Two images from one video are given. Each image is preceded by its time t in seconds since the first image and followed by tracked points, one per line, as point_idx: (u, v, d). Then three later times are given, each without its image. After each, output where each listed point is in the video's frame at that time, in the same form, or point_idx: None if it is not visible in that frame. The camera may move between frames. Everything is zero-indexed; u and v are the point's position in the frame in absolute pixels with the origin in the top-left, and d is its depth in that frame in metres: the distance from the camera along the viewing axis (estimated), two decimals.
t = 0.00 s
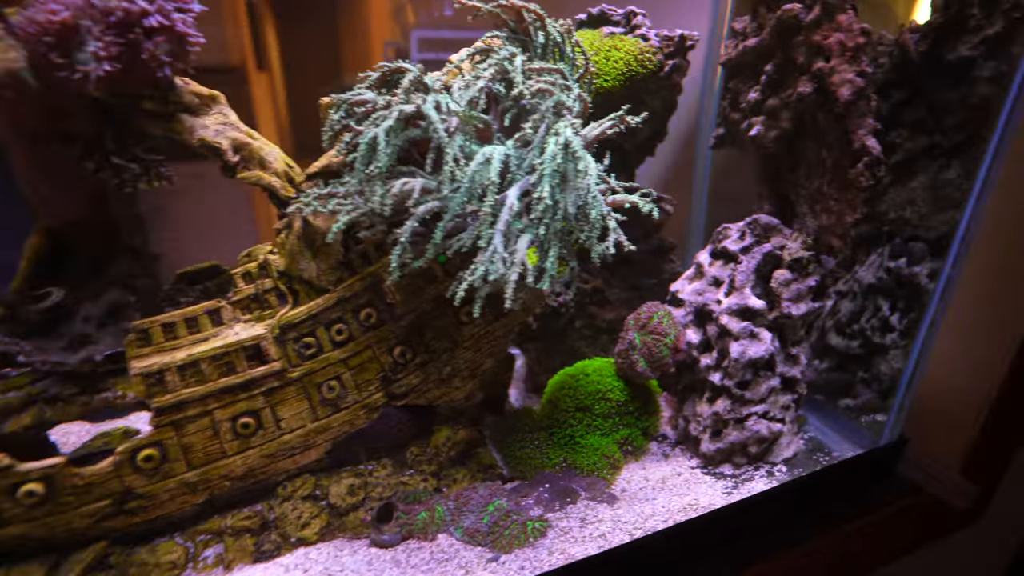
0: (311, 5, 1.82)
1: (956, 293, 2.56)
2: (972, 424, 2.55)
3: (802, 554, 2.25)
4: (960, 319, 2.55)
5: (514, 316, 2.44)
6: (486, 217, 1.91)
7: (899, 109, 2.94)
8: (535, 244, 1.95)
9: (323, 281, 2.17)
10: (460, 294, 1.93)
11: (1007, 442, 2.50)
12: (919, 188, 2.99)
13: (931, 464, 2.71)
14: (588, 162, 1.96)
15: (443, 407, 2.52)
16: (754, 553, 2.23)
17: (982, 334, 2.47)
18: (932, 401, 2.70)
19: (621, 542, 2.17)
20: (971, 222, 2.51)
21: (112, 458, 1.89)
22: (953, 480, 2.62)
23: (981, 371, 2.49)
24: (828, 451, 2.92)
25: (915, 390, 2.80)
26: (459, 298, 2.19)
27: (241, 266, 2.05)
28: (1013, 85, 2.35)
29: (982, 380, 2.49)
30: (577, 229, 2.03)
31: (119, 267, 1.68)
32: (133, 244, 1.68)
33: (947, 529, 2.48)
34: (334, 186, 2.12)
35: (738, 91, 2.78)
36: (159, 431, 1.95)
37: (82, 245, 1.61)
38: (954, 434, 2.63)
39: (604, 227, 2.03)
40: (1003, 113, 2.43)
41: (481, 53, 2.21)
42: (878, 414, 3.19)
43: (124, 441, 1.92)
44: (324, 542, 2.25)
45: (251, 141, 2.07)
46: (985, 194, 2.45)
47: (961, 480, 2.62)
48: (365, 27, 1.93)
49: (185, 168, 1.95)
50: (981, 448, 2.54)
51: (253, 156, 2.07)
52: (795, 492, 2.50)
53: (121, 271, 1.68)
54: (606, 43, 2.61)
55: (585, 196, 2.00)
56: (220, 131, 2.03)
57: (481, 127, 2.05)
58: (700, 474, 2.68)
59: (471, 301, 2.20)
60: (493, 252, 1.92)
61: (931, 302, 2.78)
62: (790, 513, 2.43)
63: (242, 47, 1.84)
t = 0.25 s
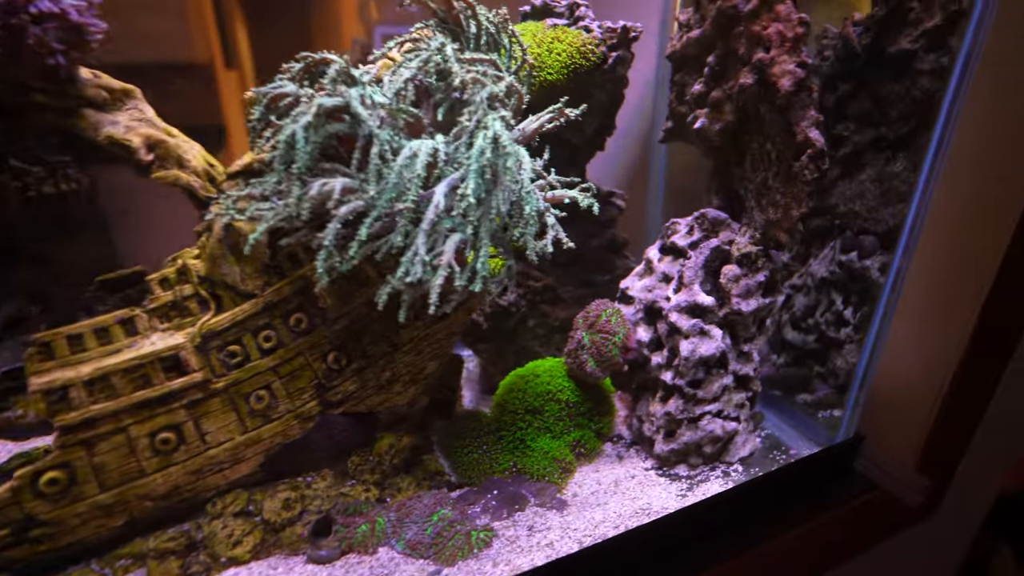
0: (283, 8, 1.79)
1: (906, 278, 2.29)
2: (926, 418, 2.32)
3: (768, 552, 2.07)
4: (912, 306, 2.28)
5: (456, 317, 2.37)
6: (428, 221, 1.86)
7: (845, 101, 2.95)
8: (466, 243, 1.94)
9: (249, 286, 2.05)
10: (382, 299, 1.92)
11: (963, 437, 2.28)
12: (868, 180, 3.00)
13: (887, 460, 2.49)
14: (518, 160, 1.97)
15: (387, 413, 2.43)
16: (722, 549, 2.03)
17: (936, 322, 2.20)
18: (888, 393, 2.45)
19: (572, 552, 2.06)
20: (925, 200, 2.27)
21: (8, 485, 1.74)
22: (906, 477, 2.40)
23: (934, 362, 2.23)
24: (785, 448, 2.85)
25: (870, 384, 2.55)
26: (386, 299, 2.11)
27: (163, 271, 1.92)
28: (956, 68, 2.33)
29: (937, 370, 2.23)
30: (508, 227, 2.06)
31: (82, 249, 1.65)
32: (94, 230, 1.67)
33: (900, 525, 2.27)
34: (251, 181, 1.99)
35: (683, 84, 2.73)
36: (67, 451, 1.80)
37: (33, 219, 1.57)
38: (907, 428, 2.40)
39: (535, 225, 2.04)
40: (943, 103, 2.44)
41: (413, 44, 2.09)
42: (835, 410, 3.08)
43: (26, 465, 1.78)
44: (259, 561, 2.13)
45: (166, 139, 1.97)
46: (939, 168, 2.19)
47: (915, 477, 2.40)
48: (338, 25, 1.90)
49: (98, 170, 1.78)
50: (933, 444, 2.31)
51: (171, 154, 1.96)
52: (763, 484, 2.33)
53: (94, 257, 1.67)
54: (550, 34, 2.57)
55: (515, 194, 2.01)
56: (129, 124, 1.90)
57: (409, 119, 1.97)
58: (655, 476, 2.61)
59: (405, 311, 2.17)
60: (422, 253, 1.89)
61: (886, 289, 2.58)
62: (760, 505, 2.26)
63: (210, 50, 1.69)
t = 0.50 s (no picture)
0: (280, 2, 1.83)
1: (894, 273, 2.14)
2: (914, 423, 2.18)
3: (750, 559, 1.92)
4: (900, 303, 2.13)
5: (422, 314, 2.31)
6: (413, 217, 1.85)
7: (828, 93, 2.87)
8: (424, 238, 1.90)
9: (202, 282, 1.98)
10: (329, 291, 1.85)
11: (953, 446, 2.11)
12: (852, 175, 2.91)
13: (876, 466, 2.35)
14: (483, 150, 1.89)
15: (353, 414, 2.37)
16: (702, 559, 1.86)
17: (925, 323, 2.05)
18: (877, 395, 2.31)
19: (540, 560, 2.00)
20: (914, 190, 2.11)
21: None
22: (895, 484, 2.25)
23: (923, 363, 2.08)
24: (768, 452, 2.78)
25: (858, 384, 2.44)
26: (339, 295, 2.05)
27: (111, 266, 1.83)
28: (944, 51, 2.20)
29: (926, 371, 2.08)
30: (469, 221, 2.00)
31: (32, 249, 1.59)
32: (83, 223, 1.72)
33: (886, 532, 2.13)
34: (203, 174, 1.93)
35: (659, 75, 2.64)
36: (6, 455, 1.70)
37: (22, 215, 1.55)
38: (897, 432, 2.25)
39: (497, 220, 1.98)
40: (933, 89, 2.31)
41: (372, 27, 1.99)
42: (821, 412, 2.91)
43: None
44: (217, 567, 2.03)
45: (113, 129, 1.88)
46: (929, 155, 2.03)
47: (904, 484, 2.26)
48: None
49: (50, 163, 1.69)
50: (924, 451, 2.15)
51: (121, 145, 1.89)
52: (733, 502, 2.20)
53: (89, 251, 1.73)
54: (520, 23, 2.54)
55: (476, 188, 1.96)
56: (70, 115, 1.80)
57: (367, 108, 1.92)
58: (631, 480, 2.53)
59: (369, 308, 2.13)
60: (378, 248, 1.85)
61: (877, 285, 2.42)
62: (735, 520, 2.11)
63: (205, 47, 1.74)
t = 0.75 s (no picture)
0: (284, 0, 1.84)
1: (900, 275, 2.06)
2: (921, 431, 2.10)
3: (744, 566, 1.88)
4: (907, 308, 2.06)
5: (408, 311, 2.27)
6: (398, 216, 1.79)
7: (830, 88, 2.80)
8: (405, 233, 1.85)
9: (181, 277, 1.95)
10: (302, 285, 1.80)
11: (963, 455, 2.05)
12: (855, 172, 2.80)
13: (880, 476, 2.27)
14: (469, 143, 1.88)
15: (338, 412, 2.33)
16: None
17: (933, 332, 1.97)
18: (880, 403, 2.24)
19: (523, 564, 1.94)
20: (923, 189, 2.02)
21: None
22: (900, 494, 2.18)
23: (931, 371, 2.01)
24: (767, 458, 2.64)
25: (861, 390, 2.37)
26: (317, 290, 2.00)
27: (86, 260, 1.84)
28: (951, 43, 2.13)
29: (935, 379, 2.01)
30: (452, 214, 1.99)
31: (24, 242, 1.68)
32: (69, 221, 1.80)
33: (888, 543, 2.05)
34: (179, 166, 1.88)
35: (654, 67, 2.58)
36: None
37: (16, 214, 1.70)
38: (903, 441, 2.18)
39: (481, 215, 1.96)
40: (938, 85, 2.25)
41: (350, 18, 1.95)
42: (822, 416, 2.86)
43: None
44: (195, 567, 2.01)
45: (92, 121, 1.87)
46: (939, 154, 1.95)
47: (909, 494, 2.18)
48: None
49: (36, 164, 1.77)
50: (932, 460, 2.08)
51: (98, 138, 1.87)
52: (733, 507, 2.16)
53: (87, 247, 1.87)
54: (511, 15, 2.52)
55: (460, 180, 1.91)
56: (50, 108, 1.80)
57: (348, 99, 1.90)
58: (623, 483, 2.47)
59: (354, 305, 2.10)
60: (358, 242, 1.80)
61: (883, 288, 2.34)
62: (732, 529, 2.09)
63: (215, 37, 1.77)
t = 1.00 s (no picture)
0: None
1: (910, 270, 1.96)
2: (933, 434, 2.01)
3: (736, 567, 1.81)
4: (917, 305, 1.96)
5: (397, 299, 2.24)
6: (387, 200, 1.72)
7: (841, 73, 2.71)
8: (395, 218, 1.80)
9: (163, 262, 1.91)
10: (288, 272, 1.75)
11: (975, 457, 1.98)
12: (866, 161, 2.70)
13: (889, 480, 2.19)
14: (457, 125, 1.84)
15: (326, 401, 2.29)
16: None
17: (945, 332, 1.88)
18: (887, 404, 2.13)
19: (509, 561, 1.89)
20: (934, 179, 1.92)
21: None
22: (910, 498, 2.10)
23: (943, 373, 1.92)
24: (769, 457, 2.53)
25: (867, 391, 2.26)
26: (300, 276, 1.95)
27: (66, 244, 1.81)
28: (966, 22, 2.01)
29: (948, 378, 1.91)
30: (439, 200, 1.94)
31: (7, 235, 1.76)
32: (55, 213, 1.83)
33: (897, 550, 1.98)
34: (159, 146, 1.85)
35: (655, 51, 2.50)
36: None
37: None
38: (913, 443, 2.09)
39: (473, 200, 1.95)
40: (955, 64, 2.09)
41: None
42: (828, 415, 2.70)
43: None
44: (177, 555, 1.99)
45: (73, 103, 1.83)
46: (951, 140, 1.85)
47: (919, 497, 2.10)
48: None
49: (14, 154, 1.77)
50: (943, 464, 2.00)
51: (81, 122, 1.84)
52: (733, 507, 2.08)
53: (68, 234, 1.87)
54: None
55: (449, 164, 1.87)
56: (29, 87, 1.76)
57: (332, 80, 1.85)
58: (618, 480, 2.40)
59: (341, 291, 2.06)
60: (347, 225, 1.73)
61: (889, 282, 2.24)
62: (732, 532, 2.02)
63: None
